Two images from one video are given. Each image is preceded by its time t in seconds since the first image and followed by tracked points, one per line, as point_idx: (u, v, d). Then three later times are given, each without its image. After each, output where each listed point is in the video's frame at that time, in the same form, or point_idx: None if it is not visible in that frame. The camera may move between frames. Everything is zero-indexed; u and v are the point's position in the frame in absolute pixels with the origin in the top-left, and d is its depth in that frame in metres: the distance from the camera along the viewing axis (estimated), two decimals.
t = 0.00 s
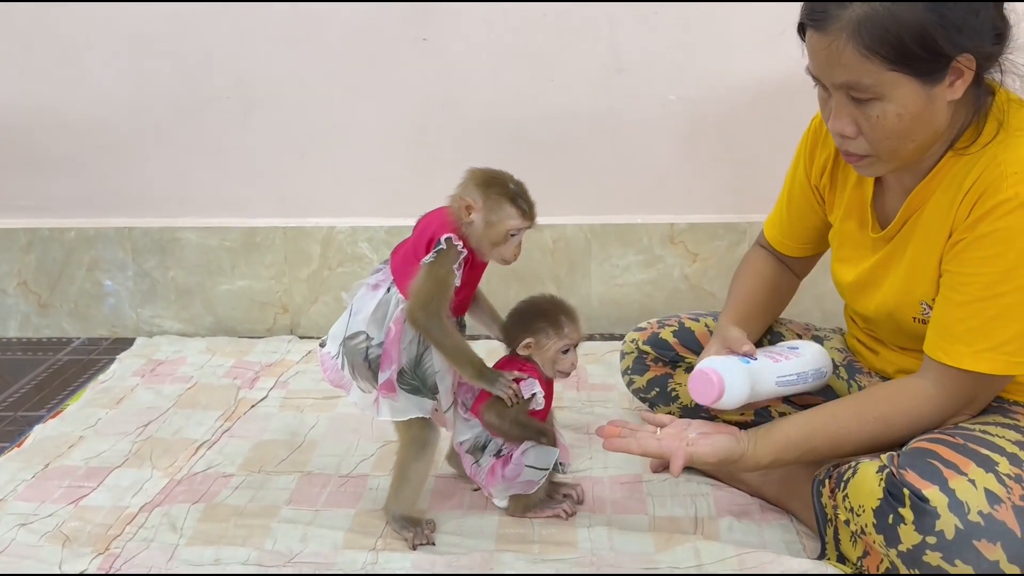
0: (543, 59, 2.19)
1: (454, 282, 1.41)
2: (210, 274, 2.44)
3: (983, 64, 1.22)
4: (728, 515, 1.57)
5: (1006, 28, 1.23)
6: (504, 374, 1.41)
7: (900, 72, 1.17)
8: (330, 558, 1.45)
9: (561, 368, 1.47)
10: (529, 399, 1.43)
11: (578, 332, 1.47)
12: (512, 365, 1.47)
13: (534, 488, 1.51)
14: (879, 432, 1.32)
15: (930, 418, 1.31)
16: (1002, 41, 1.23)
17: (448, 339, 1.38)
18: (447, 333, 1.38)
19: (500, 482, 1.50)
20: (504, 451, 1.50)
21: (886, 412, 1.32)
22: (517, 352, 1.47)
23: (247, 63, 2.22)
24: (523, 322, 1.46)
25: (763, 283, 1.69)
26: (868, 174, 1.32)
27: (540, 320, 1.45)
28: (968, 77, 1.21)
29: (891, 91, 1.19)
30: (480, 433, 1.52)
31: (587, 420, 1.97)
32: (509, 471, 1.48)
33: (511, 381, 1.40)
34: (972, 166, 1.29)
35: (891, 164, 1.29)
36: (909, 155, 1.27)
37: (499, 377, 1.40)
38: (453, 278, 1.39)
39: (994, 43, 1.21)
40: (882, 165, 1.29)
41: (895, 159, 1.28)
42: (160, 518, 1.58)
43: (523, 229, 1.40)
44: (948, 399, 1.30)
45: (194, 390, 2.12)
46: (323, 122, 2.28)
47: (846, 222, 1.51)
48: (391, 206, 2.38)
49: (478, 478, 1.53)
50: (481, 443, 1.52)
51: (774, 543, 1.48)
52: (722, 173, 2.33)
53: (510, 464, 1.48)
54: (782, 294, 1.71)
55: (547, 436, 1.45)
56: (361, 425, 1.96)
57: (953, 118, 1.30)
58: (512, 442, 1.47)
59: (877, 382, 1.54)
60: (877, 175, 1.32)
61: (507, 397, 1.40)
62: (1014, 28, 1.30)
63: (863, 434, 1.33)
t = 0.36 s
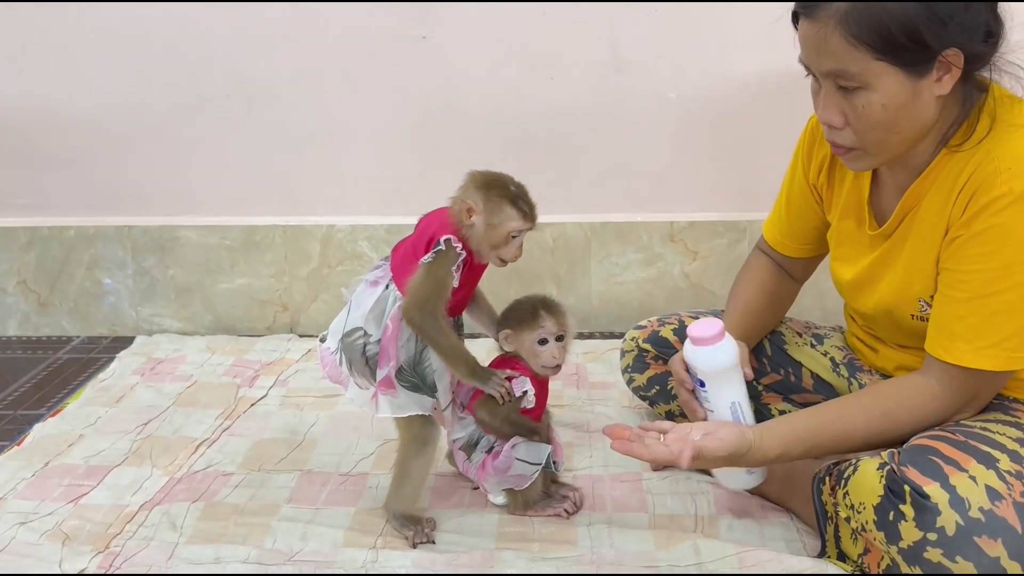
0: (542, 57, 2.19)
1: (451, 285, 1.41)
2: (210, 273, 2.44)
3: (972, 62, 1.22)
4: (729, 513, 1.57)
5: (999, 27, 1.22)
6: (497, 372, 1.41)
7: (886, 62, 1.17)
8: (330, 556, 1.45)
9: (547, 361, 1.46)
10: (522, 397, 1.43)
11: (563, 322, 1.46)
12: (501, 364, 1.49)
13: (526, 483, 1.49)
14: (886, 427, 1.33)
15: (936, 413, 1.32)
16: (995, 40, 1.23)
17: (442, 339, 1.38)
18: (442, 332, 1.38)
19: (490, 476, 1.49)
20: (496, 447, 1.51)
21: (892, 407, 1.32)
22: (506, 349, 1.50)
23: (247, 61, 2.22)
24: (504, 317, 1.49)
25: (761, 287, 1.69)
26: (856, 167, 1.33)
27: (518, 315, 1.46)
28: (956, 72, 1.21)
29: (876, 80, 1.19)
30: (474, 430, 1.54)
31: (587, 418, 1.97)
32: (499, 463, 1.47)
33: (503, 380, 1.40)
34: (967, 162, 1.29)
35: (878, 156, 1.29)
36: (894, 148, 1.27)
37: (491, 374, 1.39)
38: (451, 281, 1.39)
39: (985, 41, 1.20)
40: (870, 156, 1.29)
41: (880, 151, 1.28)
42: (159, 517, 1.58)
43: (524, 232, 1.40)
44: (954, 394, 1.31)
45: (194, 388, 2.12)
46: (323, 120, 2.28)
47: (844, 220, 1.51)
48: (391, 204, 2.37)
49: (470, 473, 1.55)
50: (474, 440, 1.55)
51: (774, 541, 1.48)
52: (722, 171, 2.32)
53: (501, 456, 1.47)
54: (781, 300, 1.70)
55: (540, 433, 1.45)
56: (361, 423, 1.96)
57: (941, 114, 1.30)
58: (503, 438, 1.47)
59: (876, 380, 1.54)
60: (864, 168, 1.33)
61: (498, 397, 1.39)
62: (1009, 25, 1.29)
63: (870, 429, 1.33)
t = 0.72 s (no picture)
0: (541, 56, 2.19)
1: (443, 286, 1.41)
2: (209, 272, 2.44)
3: (966, 58, 1.23)
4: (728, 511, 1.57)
5: (997, 25, 1.23)
6: (495, 370, 1.41)
7: (874, 43, 1.19)
8: (330, 556, 1.45)
9: (540, 356, 1.45)
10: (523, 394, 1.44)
11: (556, 316, 1.46)
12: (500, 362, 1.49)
13: (527, 480, 1.48)
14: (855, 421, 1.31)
15: (909, 411, 1.29)
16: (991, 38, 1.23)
17: (439, 337, 1.39)
18: (439, 330, 1.39)
19: (490, 475, 1.48)
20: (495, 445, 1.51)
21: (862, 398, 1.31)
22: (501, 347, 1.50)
23: (247, 60, 2.22)
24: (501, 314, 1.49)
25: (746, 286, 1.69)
26: (845, 154, 1.34)
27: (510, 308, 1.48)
28: (947, 63, 1.22)
29: (864, 62, 1.21)
30: (474, 428, 1.54)
31: (586, 418, 1.97)
32: (498, 462, 1.46)
33: (502, 377, 1.40)
34: (961, 158, 1.29)
35: (864, 143, 1.31)
36: (881, 136, 1.29)
37: (489, 373, 1.39)
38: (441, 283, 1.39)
39: (981, 37, 1.21)
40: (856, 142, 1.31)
41: (867, 138, 1.29)
42: (159, 516, 1.57)
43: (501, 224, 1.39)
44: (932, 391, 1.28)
45: (193, 387, 2.11)
46: (323, 119, 2.28)
47: (841, 215, 1.51)
48: (390, 204, 2.37)
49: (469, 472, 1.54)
50: (473, 439, 1.54)
51: (774, 540, 1.48)
52: (722, 170, 2.32)
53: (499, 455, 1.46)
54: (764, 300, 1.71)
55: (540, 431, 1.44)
56: (361, 423, 1.95)
57: (933, 103, 1.29)
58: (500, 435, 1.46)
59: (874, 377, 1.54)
60: (854, 157, 1.34)
61: (496, 395, 1.40)
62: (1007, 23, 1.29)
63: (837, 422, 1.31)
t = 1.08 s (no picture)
0: (542, 56, 2.19)
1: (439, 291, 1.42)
2: (210, 271, 2.44)
3: (960, 58, 1.27)
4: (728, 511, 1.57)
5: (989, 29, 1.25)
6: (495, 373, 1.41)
7: (867, 37, 1.20)
8: (331, 555, 1.45)
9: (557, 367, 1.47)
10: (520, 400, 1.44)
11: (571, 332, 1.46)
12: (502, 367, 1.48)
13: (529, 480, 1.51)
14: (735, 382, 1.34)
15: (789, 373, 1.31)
16: (983, 40, 1.25)
17: (442, 339, 1.38)
18: (439, 332, 1.39)
19: (493, 476, 1.49)
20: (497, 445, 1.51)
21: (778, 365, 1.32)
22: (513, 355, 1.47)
23: (247, 61, 2.22)
24: (515, 324, 1.45)
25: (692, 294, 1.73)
26: (833, 149, 1.35)
27: (534, 323, 1.44)
28: (937, 62, 1.24)
29: (855, 57, 1.22)
30: (474, 430, 1.54)
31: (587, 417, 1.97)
32: (502, 459, 1.47)
33: (501, 381, 1.40)
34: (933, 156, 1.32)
35: (852, 138, 1.32)
36: (869, 131, 1.30)
37: (490, 376, 1.39)
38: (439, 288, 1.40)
39: (972, 39, 1.23)
40: (845, 137, 1.32)
41: (855, 133, 1.30)
42: (161, 515, 1.58)
43: (504, 236, 1.38)
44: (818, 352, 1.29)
45: (194, 387, 2.12)
46: (323, 118, 2.28)
47: (831, 216, 1.51)
48: (391, 203, 2.37)
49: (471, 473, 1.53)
50: (474, 440, 1.54)
51: (774, 539, 1.48)
52: (721, 170, 2.32)
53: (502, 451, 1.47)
54: (722, 308, 1.71)
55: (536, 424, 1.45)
56: (361, 422, 1.95)
57: (922, 102, 1.31)
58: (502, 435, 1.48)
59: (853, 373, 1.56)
60: (842, 152, 1.35)
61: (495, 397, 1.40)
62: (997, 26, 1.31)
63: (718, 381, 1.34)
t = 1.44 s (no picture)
0: (541, 56, 2.19)
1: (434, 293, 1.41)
2: (210, 272, 2.44)
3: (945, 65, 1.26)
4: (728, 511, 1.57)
5: (973, 32, 1.25)
6: (505, 349, 1.42)
7: (851, 50, 1.20)
8: (331, 556, 1.45)
9: (568, 341, 1.50)
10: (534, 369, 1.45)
11: (586, 311, 1.49)
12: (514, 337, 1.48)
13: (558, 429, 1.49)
14: (743, 380, 1.32)
15: (798, 382, 1.29)
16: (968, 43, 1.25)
17: (439, 331, 1.39)
18: (436, 326, 1.40)
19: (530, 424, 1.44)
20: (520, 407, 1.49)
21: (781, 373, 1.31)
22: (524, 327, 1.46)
23: (246, 61, 2.22)
24: (534, 299, 1.45)
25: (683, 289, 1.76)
26: (824, 159, 1.35)
27: (553, 299, 1.44)
28: (924, 70, 1.24)
29: (841, 69, 1.22)
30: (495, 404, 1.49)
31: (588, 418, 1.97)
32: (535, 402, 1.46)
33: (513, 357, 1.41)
34: (923, 166, 1.32)
35: (843, 148, 1.32)
36: (859, 141, 1.30)
37: (497, 351, 1.40)
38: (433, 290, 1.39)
39: (957, 42, 1.23)
40: (835, 148, 1.32)
41: (845, 143, 1.30)
42: (161, 515, 1.58)
43: (473, 219, 1.36)
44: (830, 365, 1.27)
45: (195, 387, 2.12)
46: (323, 119, 2.28)
47: (825, 223, 1.52)
48: (391, 203, 2.38)
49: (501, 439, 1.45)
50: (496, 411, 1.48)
51: (774, 540, 1.48)
52: (720, 171, 2.32)
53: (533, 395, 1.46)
54: (724, 303, 1.73)
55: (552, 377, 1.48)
56: (362, 423, 1.95)
57: (911, 110, 1.31)
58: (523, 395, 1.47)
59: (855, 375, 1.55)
60: (833, 162, 1.35)
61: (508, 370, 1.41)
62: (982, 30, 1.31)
63: (726, 379, 1.33)
